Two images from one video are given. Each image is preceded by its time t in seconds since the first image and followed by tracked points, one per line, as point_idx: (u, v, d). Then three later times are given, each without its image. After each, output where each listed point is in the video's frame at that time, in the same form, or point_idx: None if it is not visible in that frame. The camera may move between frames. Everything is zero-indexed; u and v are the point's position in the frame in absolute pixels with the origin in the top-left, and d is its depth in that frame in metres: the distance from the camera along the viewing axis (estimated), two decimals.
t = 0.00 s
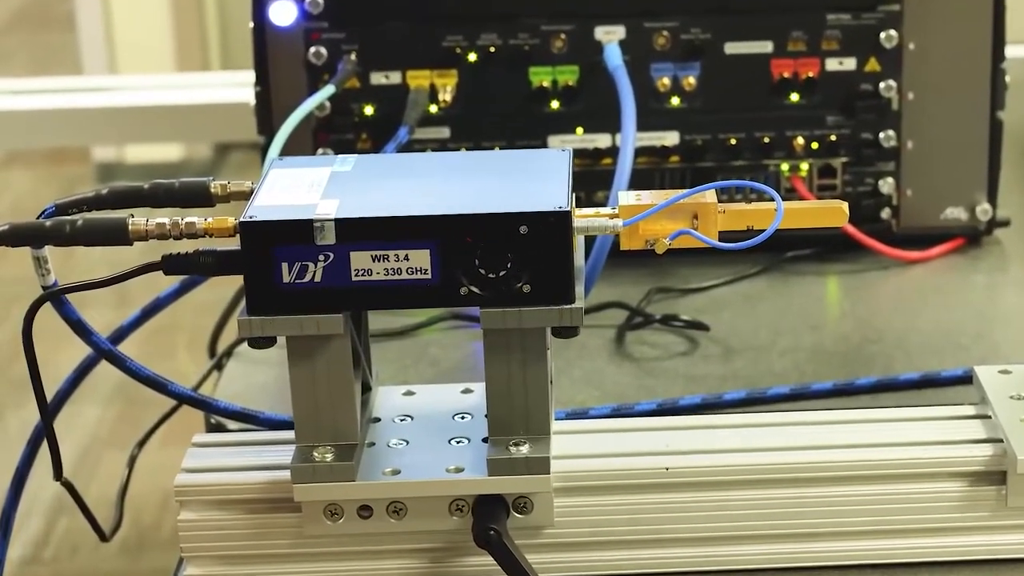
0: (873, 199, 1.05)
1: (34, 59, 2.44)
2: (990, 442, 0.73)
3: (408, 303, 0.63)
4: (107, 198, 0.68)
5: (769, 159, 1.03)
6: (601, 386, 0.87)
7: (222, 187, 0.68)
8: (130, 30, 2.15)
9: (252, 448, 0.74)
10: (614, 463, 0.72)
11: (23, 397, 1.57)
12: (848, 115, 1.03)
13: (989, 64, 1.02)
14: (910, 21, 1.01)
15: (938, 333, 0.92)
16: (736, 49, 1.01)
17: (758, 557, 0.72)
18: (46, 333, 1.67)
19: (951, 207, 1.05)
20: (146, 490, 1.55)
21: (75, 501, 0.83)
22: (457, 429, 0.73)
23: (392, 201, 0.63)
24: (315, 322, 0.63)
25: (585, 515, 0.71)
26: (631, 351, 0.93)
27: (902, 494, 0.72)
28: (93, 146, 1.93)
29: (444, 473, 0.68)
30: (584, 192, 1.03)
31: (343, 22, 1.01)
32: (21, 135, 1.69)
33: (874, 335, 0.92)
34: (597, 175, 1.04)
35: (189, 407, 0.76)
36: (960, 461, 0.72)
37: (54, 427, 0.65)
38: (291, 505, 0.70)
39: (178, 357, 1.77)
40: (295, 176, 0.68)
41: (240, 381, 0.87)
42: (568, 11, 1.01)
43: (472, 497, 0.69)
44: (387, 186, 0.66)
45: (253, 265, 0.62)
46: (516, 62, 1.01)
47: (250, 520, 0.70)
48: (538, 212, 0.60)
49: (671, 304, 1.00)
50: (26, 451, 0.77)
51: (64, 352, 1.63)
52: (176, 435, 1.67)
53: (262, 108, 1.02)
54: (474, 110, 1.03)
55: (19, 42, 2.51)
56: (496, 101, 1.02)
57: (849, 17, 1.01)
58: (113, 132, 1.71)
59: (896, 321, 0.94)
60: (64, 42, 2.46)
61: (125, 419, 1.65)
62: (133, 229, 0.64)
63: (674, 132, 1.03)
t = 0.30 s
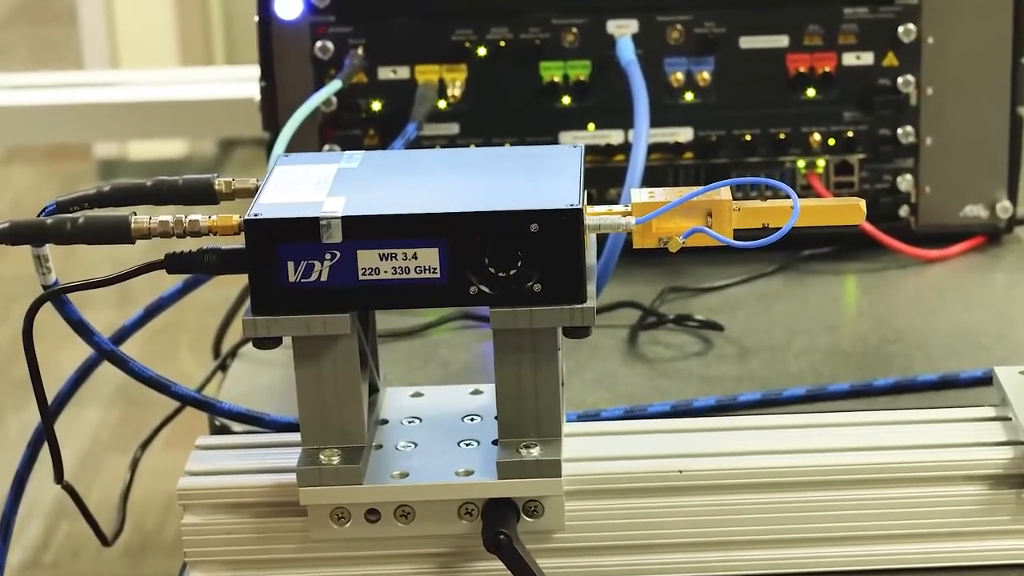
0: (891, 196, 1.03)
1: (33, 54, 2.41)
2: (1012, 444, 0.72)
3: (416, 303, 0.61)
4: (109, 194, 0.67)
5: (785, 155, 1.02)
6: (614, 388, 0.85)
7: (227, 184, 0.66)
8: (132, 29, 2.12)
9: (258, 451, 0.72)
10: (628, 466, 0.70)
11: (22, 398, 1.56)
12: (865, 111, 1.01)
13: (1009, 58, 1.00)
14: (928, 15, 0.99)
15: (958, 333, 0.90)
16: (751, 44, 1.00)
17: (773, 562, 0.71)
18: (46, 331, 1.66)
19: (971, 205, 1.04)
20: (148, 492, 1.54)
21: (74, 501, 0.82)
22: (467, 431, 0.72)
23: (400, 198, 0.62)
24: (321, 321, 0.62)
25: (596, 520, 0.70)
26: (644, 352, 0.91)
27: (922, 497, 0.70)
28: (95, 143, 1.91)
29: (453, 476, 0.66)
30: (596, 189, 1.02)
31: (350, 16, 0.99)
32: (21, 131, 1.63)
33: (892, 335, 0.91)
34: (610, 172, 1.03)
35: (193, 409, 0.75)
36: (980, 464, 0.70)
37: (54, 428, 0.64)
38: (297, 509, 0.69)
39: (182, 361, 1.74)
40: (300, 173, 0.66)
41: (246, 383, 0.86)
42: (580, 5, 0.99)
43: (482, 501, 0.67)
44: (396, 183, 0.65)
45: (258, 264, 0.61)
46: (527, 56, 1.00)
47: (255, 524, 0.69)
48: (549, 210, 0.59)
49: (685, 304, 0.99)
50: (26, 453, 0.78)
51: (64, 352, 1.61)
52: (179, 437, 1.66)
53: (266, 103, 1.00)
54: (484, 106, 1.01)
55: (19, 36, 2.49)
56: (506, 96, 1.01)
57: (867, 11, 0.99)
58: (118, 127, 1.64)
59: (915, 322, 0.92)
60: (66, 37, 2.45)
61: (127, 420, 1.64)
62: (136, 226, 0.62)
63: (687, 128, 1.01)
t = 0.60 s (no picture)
0: (909, 194, 1.01)
1: (34, 46, 2.39)
2: None
3: (424, 302, 0.60)
4: (111, 192, 0.66)
5: (801, 152, 1.00)
6: (626, 389, 0.83)
7: (231, 181, 0.65)
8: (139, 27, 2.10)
9: (263, 454, 0.71)
10: (641, 470, 0.68)
11: (23, 399, 1.55)
12: (883, 106, 0.99)
13: None
14: (948, 8, 0.98)
15: (977, 334, 0.88)
16: (766, 38, 0.98)
17: (788, 567, 0.69)
18: (47, 331, 1.65)
19: (990, 202, 1.02)
20: (151, 496, 1.53)
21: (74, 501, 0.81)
22: (476, 433, 0.70)
23: (409, 195, 0.61)
24: (327, 321, 0.60)
25: (608, 525, 0.68)
26: (657, 352, 0.89)
27: (942, 502, 0.68)
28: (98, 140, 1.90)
29: (462, 480, 0.65)
30: (607, 187, 1.00)
31: (357, 9, 0.98)
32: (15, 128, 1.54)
33: (910, 335, 0.89)
34: (622, 169, 1.01)
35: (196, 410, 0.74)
36: (1002, 467, 0.68)
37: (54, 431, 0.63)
38: (302, 512, 0.67)
39: (186, 361, 1.73)
40: (306, 170, 0.65)
41: (251, 385, 0.84)
42: None
43: (492, 504, 0.66)
44: (405, 179, 0.63)
45: (263, 262, 0.59)
46: (538, 51, 0.98)
47: (260, 528, 0.68)
48: (560, 207, 0.57)
49: (699, 304, 0.97)
50: (26, 454, 0.78)
51: (60, 352, 1.61)
52: (183, 439, 1.65)
53: (272, 99, 0.99)
54: (493, 101, 1.00)
55: (20, 29, 2.48)
56: (517, 92, 0.99)
57: (884, 4, 0.97)
58: (117, 124, 1.55)
59: (933, 322, 0.91)
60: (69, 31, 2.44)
61: (129, 424, 1.63)
62: (138, 225, 0.61)
63: (702, 124, 1.00)
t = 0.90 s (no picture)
0: (927, 191, 1.00)
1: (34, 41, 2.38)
2: None
3: (432, 302, 0.59)
4: (114, 190, 0.64)
5: (817, 148, 0.98)
6: (639, 391, 0.82)
7: (236, 178, 0.63)
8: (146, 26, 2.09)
9: (268, 457, 0.69)
10: (654, 473, 0.67)
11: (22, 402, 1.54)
12: (901, 102, 0.98)
13: None
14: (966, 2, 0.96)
15: (997, 334, 0.86)
16: (782, 32, 0.97)
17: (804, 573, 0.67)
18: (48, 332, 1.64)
19: (1009, 200, 1.00)
20: (154, 499, 1.52)
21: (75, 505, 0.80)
22: (485, 436, 0.69)
23: (419, 192, 0.59)
24: (333, 321, 0.59)
25: (620, 529, 0.66)
26: (670, 353, 0.88)
27: (964, 506, 0.67)
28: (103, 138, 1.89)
29: (471, 483, 0.63)
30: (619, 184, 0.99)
31: (364, 3, 0.96)
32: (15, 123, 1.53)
33: (928, 336, 0.87)
34: (635, 166, 0.99)
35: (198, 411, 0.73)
36: None
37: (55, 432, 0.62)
38: (308, 516, 0.66)
39: (190, 361, 1.72)
40: (312, 167, 0.64)
41: (256, 386, 0.83)
42: None
43: (501, 508, 0.64)
44: (415, 176, 0.62)
45: (269, 261, 0.58)
46: (548, 45, 0.97)
47: (266, 533, 0.66)
48: (573, 204, 0.56)
49: (712, 304, 0.95)
50: (26, 456, 0.77)
51: (62, 352, 1.59)
52: (187, 441, 1.64)
53: (277, 94, 0.98)
54: (503, 95, 0.98)
55: (19, 23, 2.46)
56: (527, 87, 0.98)
57: None
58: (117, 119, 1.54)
59: (951, 322, 0.89)
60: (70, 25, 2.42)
61: (131, 426, 1.62)
62: (141, 223, 0.60)
63: (716, 120, 0.98)
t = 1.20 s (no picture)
0: (946, 188, 0.98)
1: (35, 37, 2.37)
2: None
3: (441, 302, 0.57)
4: (116, 187, 0.63)
5: (834, 144, 0.97)
6: (651, 392, 0.80)
7: (240, 175, 0.62)
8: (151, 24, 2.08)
9: (274, 459, 0.68)
10: (667, 476, 0.65)
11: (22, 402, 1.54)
12: (919, 98, 0.96)
13: None
14: None
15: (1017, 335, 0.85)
16: (798, 26, 0.95)
17: None
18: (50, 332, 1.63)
19: None
20: (157, 500, 1.51)
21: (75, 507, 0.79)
22: (494, 438, 0.67)
23: (429, 188, 0.58)
24: (339, 321, 0.57)
25: (631, 534, 0.65)
26: (683, 353, 0.86)
27: (984, 510, 0.65)
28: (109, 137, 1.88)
29: (480, 486, 0.62)
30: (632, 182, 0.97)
31: None
32: (15, 119, 1.52)
33: (946, 336, 0.85)
34: (649, 163, 0.98)
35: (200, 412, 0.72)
36: None
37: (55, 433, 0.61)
38: (314, 520, 0.65)
39: (194, 361, 1.71)
40: (317, 164, 0.62)
41: (263, 388, 0.82)
42: None
43: (511, 512, 0.63)
44: (426, 172, 0.61)
45: (274, 259, 0.57)
46: (559, 40, 0.96)
47: (270, 536, 0.65)
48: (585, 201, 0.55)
49: (726, 303, 0.94)
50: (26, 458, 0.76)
51: (66, 352, 1.58)
52: (190, 443, 1.62)
53: (283, 89, 0.96)
54: (513, 91, 0.97)
55: (25, 19, 2.46)
56: (537, 82, 0.97)
57: None
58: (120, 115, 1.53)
59: (969, 322, 0.87)
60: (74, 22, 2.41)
61: (134, 427, 1.61)
62: (144, 221, 0.58)
63: (730, 116, 0.97)
